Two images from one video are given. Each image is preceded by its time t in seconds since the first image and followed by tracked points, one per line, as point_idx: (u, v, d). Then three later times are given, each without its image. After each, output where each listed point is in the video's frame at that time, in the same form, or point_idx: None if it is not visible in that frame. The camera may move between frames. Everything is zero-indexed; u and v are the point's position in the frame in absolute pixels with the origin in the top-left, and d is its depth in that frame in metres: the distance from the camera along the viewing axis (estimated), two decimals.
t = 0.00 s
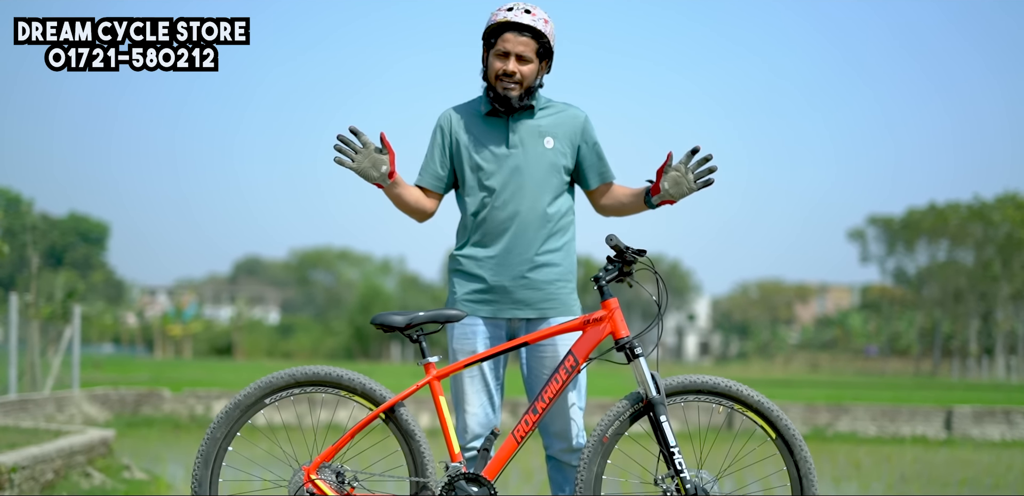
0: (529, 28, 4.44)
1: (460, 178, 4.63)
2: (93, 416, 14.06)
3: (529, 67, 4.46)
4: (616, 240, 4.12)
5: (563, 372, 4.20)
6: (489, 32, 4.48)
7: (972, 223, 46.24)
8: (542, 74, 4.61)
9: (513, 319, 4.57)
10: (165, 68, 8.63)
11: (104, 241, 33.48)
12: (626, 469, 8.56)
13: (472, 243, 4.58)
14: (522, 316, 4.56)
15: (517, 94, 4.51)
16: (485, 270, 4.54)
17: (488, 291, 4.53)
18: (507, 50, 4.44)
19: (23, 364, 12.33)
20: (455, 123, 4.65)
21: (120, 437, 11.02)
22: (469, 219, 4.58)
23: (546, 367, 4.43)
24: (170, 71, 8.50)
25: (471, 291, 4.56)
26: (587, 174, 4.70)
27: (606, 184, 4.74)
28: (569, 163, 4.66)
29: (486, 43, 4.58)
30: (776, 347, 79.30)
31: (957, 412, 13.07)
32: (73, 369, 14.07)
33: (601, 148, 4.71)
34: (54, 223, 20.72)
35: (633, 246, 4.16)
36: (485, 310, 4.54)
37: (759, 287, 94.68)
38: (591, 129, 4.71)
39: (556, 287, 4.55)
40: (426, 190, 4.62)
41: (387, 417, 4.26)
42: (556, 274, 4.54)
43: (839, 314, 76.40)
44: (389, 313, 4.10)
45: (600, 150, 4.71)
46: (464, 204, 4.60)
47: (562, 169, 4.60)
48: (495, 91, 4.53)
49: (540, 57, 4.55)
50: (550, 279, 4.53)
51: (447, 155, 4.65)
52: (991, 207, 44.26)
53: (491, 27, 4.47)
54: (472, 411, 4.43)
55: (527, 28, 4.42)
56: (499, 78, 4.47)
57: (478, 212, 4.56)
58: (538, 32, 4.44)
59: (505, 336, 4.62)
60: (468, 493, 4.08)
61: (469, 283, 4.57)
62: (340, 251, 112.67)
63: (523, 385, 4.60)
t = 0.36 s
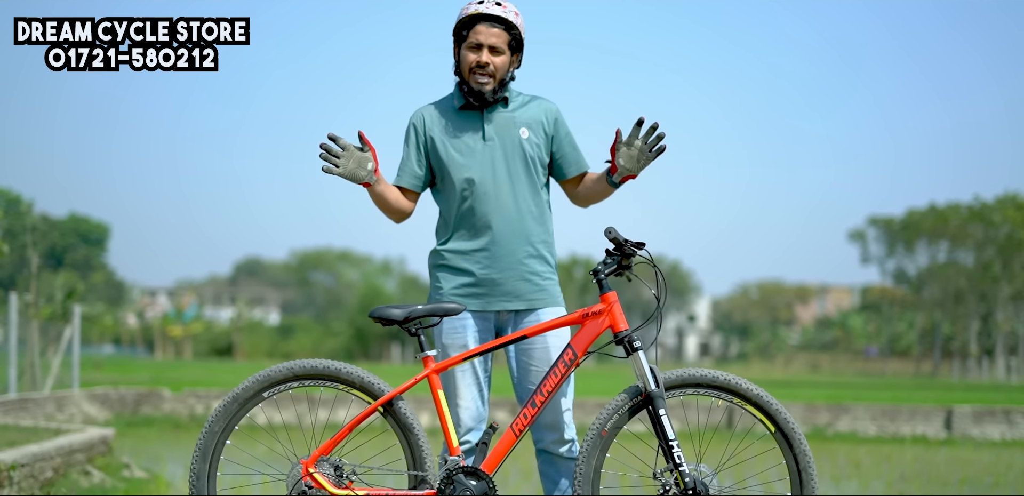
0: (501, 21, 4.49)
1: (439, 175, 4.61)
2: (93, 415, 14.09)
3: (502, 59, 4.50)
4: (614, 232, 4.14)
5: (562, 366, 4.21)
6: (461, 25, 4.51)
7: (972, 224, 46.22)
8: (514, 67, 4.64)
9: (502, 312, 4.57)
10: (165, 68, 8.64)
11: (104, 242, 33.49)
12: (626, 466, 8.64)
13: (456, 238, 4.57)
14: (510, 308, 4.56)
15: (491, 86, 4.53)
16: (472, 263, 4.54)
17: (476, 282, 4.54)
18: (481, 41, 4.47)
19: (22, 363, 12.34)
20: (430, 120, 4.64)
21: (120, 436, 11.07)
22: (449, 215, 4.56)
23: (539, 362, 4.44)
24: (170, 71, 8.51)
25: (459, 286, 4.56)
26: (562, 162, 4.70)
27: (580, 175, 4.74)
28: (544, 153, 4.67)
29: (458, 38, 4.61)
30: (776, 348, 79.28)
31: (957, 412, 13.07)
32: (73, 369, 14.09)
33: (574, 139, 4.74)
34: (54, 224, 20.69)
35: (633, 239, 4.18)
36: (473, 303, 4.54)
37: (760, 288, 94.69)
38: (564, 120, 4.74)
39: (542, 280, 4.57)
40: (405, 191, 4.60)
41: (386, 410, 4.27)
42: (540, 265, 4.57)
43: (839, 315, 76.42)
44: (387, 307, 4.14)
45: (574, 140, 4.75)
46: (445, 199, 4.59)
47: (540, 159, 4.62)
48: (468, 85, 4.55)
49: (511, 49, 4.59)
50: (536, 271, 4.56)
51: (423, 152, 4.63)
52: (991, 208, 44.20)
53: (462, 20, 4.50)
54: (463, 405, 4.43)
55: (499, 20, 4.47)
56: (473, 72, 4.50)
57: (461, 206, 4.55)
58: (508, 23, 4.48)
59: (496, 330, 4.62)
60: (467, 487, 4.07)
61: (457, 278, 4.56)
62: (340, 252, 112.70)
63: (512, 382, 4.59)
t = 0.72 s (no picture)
0: (486, 30, 4.48)
1: (430, 174, 4.62)
2: (94, 415, 14.14)
3: (490, 69, 4.53)
4: (608, 225, 4.19)
5: (558, 360, 4.22)
6: (445, 36, 4.51)
7: (971, 224, 46.23)
8: (502, 70, 4.67)
9: (495, 307, 4.59)
10: (165, 68, 8.65)
11: (104, 242, 33.50)
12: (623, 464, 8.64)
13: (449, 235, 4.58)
14: (503, 303, 4.57)
15: (482, 95, 4.58)
16: (466, 259, 4.55)
17: (470, 277, 4.54)
18: (468, 53, 4.50)
19: (22, 363, 12.35)
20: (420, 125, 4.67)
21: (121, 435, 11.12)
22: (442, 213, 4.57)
23: (534, 357, 4.45)
24: (170, 71, 8.52)
25: (455, 281, 4.56)
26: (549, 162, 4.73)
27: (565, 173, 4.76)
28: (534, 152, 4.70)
29: (443, 47, 4.62)
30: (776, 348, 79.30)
31: (956, 412, 13.07)
32: (74, 369, 14.11)
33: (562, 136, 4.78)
34: (55, 224, 20.70)
35: (628, 234, 4.21)
36: (468, 298, 4.54)
37: (760, 288, 94.75)
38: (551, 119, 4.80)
39: (534, 276, 4.58)
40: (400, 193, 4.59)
41: (383, 405, 4.27)
42: (533, 260, 4.59)
43: (839, 316, 76.41)
44: (383, 301, 4.18)
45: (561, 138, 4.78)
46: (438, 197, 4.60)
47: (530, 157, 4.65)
48: (459, 93, 4.60)
49: (498, 54, 4.60)
50: (529, 268, 4.57)
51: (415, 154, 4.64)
52: (991, 208, 44.20)
53: (445, 33, 4.50)
54: (457, 401, 4.44)
55: (484, 30, 4.46)
56: (463, 84, 4.55)
57: (455, 204, 4.56)
58: (494, 32, 4.48)
59: (488, 326, 4.64)
60: (463, 483, 4.07)
61: (452, 275, 4.56)
62: (340, 253, 112.72)
63: (507, 377, 4.60)
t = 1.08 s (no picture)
0: (509, 42, 4.45)
1: (455, 178, 4.68)
2: (95, 415, 14.16)
3: (513, 79, 4.51)
4: (607, 225, 4.19)
5: (559, 359, 4.23)
6: (469, 46, 4.49)
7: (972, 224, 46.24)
8: (526, 77, 4.64)
9: (503, 308, 4.62)
10: (165, 68, 8.68)
11: (105, 242, 33.47)
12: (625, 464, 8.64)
13: (468, 239, 4.64)
14: (516, 305, 4.63)
15: (505, 102, 4.56)
16: (486, 262, 4.61)
17: (489, 279, 4.59)
18: (491, 64, 4.47)
19: (22, 363, 12.37)
20: (446, 130, 4.70)
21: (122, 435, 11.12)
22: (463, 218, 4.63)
23: (543, 355, 4.51)
24: (170, 71, 8.54)
25: (473, 282, 4.60)
26: (567, 170, 4.71)
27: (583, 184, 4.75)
28: (554, 159, 4.70)
29: (466, 55, 4.60)
30: (777, 348, 79.29)
31: (957, 412, 13.07)
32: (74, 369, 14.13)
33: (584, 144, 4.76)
34: (55, 225, 20.68)
35: (630, 234, 4.20)
36: (483, 300, 4.60)
37: (760, 289, 94.76)
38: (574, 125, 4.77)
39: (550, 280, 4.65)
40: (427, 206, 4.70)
41: (384, 404, 4.28)
42: (551, 266, 4.64)
43: (840, 316, 76.42)
44: (384, 301, 4.19)
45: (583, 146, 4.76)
46: (460, 205, 4.66)
47: (550, 165, 4.66)
48: (482, 102, 4.58)
49: (521, 62, 4.58)
50: (546, 273, 4.63)
51: (440, 159, 4.69)
52: (991, 208, 44.21)
53: (469, 44, 4.48)
54: (463, 400, 4.46)
55: (507, 42, 4.43)
56: (487, 93, 4.53)
57: (475, 209, 4.61)
58: (517, 43, 4.45)
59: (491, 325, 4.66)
60: (464, 480, 4.07)
61: (471, 276, 4.61)
62: (341, 253, 112.71)
63: (512, 378, 4.62)
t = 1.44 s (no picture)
0: (538, 41, 4.45)
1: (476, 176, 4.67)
2: (95, 414, 14.17)
3: (540, 77, 4.50)
4: (609, 218, 4.19)
5: (560, 353, 4.22)
6: (498, 44, 4.50)
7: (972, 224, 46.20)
8: (552, 77, 4.64)
9: (511, 304, 4.63)
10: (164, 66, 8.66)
11: (105, 242, 33.44)
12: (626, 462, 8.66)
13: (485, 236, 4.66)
14: (527, 303, 4.64)
15: (531, 101, 4.56)
16: (500, 260, 4.62)
17: (503, 277, 4.61)
18: (517, 62, 4.48)
19: (22, 362, 12.38)
20: (471, 126, 4.69)
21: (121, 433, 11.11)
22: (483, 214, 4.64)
23: (548, 350, 4.53)
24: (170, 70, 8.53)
25: (486, 279, 4.62)
26: (586, 176, 4.72)
27: (601, 189, 4.75)
28: (574, 164, 4.70)
29: (495, 53, 4.60)
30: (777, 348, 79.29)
31: (957, 410, 13.06)
32: (74, 368, 14.13)
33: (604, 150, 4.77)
34: (56, 224, 20.73)
35: (631, 228, 4.19)
36: (495, 297, 4.61)
37: (760, 288, 94.71)
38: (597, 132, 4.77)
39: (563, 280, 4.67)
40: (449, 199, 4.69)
41: (384, 399, 4.28)
42: (565, 267, 4.66)
43: (840, 316, 76.38)
44: (385, 294, 4.18)
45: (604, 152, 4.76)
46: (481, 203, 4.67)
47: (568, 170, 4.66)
48: (508, 100, 4.58)
49: (549, 61, 4.57)
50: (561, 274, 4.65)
51: (463, 155, 4.68)
52: (991, 208, 44.16)
53: (498, 41, 4.49)
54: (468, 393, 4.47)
55: (534, 40, 4.43)
56: (513, 89, 4.53)
57: (494, 207, 4.62)
58: (545, 42, 4.45)
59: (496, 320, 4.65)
60: (465, 475, 4.06)
61: (485, 272, 4.62)
62: (341, 252, 112.65)
63: (516, 370, 4.64)
